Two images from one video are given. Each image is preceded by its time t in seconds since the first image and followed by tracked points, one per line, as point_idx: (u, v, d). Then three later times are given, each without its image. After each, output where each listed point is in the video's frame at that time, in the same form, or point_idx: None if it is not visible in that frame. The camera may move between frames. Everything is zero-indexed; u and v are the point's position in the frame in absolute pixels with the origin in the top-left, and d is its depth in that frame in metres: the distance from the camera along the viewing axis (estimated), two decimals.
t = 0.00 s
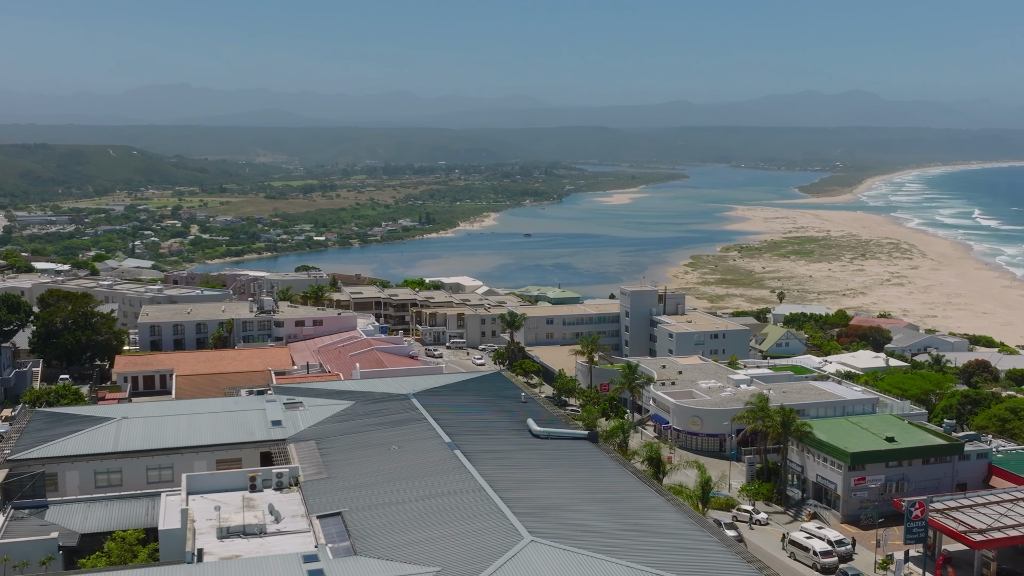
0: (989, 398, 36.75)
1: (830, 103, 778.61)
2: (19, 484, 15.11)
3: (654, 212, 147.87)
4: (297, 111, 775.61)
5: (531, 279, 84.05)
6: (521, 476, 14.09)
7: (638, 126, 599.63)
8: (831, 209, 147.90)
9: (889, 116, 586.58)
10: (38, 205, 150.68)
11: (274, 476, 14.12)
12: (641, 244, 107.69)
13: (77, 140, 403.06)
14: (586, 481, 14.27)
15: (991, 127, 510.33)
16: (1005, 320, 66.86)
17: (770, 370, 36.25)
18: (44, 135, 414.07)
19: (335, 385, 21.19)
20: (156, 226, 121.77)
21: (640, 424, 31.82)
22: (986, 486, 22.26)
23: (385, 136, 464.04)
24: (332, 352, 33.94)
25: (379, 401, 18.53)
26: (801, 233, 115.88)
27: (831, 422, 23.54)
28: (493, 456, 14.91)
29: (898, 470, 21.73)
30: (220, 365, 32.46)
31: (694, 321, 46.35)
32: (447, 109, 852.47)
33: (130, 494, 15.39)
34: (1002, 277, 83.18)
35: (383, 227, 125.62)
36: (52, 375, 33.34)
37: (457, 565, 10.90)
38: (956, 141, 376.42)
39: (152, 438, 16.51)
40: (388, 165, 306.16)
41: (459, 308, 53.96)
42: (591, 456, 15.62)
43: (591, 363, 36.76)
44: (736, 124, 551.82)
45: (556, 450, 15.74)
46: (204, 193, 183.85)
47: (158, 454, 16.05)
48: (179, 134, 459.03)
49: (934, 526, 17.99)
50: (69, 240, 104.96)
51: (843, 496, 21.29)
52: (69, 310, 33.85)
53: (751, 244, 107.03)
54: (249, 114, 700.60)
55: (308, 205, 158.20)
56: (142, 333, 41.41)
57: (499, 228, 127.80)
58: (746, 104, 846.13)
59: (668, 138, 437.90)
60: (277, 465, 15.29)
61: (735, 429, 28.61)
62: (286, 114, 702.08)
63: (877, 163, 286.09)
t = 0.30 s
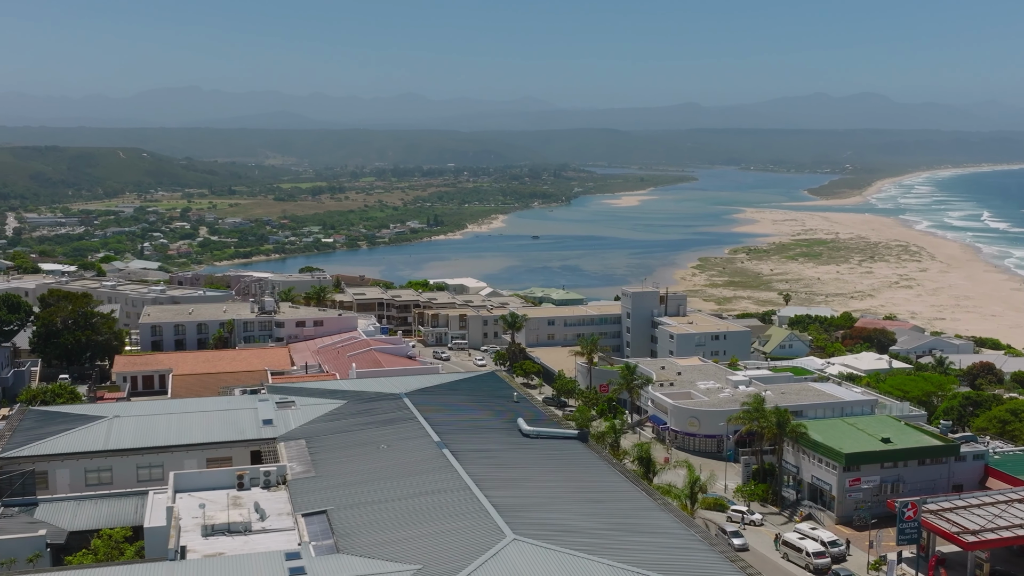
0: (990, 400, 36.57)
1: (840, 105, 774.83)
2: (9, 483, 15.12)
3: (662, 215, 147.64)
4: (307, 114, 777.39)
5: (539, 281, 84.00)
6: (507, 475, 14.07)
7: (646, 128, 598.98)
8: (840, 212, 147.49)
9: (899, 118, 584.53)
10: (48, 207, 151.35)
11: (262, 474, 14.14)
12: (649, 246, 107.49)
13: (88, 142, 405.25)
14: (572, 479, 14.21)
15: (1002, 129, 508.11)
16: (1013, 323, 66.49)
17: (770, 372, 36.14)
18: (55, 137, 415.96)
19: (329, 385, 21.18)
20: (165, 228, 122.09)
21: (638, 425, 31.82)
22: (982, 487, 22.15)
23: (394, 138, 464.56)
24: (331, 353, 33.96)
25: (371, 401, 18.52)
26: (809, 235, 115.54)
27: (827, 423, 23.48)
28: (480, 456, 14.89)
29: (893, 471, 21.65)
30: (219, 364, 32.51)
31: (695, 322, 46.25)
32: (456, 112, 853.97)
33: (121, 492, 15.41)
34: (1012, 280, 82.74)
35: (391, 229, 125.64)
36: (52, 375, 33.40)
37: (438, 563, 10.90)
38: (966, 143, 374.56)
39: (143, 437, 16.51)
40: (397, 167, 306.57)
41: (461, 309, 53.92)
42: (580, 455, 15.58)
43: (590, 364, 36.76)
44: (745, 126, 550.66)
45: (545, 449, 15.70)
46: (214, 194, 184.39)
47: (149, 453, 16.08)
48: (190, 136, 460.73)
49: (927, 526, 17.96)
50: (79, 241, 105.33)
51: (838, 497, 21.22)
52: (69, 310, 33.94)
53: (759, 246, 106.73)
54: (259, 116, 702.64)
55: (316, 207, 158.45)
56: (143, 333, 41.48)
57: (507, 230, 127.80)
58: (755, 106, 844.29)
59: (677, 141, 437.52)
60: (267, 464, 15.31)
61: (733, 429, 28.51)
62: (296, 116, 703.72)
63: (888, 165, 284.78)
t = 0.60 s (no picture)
0: (991, 401, 36.39)
1: (850, 107, 772.76)
2: None
3: (671, 217, 147.39)
4: (315, 116, 778.74)
5: (545, 283, 83.99)
6: (493, 473, 14.03)
7: (654, 130, 598.36)
8: (849, 214, 147.06)
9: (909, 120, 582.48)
10: (58, 209, 151.97)
11: (249, 473, 14.18)
12: (657, 248, 107.34)
13: (99, 144, 406.71)
14: (559, 478, 14.17)
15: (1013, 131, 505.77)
16: (1022, 326, 66.18)
17: (769, 373, 36.04)
18: (65, 140, 417.43)
19: (322, 384, 21.15)
20: (174, 229, 122.52)
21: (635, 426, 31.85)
22: (978, 488, 22.05)
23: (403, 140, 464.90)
24: (330, 353, 33.98)
25: (363, 400, 18.52)
26: (818, 237, 115.24)
27: (823, 424, 23.41)
28: (468, 454, 14.89)
29: (889, 472, 21.56)
30: (217, 364, 32.53)
31: (696, 323, 46.15)
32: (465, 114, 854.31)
33: (110, 490, 15.44)
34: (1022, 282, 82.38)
35: (399, 231, 125.81)
36: (52, 375, 33.49)
37: (418, 561, 10.91)
38: (977, 146, 373.10)
39: (134, 436, 16.54)
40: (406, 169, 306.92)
41: (462, 310, 53.94)
42: (567, 454, 15.55)
43: (590, 364, 36.76)
44: (754, 128, 549.60)
45: (533, 449, 15.69)
46: (222, 196, 184.91)
47: (139, 451, 16.13)
48: (199, 138, 462.01)
49: (919, 527, 17.87)
50: (88, 243, 105.74)
51: (833, 498, 21.15)
52: (69, 310, 34.06)
53: (768, 248, 106.46)
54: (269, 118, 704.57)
55: (325, 209, 158.67)
56: (144, 333, 41.59)
57: (514, 232, 127.87)
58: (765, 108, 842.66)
59: (685, 143, 436.94)
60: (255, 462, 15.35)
61: (731, 430, 28.44)
62: (304, 119, 705.34)
63: (898, 167, 283.70)
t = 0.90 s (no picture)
0: (992, 402, 36.22)
1: (859, 109, 770.19)
2: None
3: (679, 218, 147.11)
4: (324, 118, 780.43)
5: (552, 284, 83.94)
6: (479, 472, 14.03)
7: (662, 132, 597.78)
8: (858, 216, 146.57)
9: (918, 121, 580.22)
10: (67, 210, 152.52)
11: (237, 470, 14.24)
12: (665, 250, 107.13)
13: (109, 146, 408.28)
14: (547, 477, 14.14)
15: None
16: None
17: (768, 373, 35.97)
18: (75, 141, 418.78)
19: (317, 383, 21.18)
20: (182, 230, 122.86)
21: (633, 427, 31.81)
22: (974, 489, 21.97)
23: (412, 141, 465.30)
24: (328, 352, 33.99)
25: (355, 399, 18.51)
26: (827, 239, 114.85)
27: (818, 424, 23.36)
28: (457, 453, 14.88)
29: (884, 472, 21.48)
30: (216, 363, 32.58)
31: (697, 324, 46.07)
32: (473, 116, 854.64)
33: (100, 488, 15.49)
34: None
35: (407, 232, 125.82)
36: (52, 374, 33.60)
37: (400, 558, 10.88)
38: (988, 147, 371.36)
39: (125, 433, 16.59)
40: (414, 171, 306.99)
41: (465, 310, 53.95)
42: (556, 453, 15.53)
43: (589, 365, 36.70)
44: (762, 130, 548.24)
45: (522, 448, 15.67)
46: (231, 198, 185.42)
47: (129, 449, 16.15)
48: (210, 139, 463.23)
49: (911, 528, 17.81)
50: (97, 244, 106.11)
51: (827, 498, 21.09)
52: (69, 309, 34.17)
53: (776, 250, 106.12)
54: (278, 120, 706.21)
55: (333, 210, 158.79)
56: (145, 333, 41.70)
57: (522, 233, 127.77)
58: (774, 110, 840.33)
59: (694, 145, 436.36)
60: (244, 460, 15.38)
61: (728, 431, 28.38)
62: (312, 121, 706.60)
63: (908, 169, 282.67)
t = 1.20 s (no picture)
0: (993, 403, 36.06)
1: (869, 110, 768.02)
2: None
3: (688, 220, 146.86)
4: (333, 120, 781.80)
5: (560, 285, 83.90)
6: (467, 470, 14.02)
7: (671, 133, 597.30)
8: (867, 217, 146.12)
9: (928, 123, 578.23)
10: (77, 211, 153.11)
11: (225, 468, 14.31)
12: (673, 251, 106.92)
13: (119, 147, 409.68)
14: (534, 475, 14.13)
15: None
16: None
17: (768, 374, 35.88)
18: (86, 142, 420.54)
19: (311, 382, 21.21)
20: (191, 232, 123.25)
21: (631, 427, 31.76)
22: (970, 490, 21.88)
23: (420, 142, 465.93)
24: (327, 353, 34.01)
25: (347, 398, 18.51)
26: (836, 241, 114.52)
27: (814, 424, 23.28)
28: (445, 451, 14.89)
29: (879, 472, 21.40)
30: (214, 363, 32.63)
31: (698, 324, 46.01)
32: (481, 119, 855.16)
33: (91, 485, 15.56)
34: None
35: (415, 234, 125.89)
36: (51, 374, 33.71)
37: (381, 556, 10.87)
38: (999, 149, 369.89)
39: (116, 431, 16.63)
40: (423, 172, 307.26)
41: (467, 311, 53.97)
42: (546, 452, 15.50)
43: (588, 365, 36.61)
44: (771, 130, 546.81)
45: (512, 447, 15.65)
46: (240, 199, 185.96)
47: (120, 447, 16.18)
48: (219, 142, 464.82)
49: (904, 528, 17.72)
50: (106, 245, 106.54)
51: (822, 499, 21.02)
52: (69, 308, 34.26)
53: (784, 252, 105.81)
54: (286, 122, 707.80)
55: (342, 212, 158.90)
56: (146, 333, 41.77)
57: (530, 235, 127.77)
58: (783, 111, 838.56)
59: (702, 146, 435.66)
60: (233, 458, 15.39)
61: (725, 431, 28.31)
62: (322, 122, 707.34)
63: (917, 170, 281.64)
